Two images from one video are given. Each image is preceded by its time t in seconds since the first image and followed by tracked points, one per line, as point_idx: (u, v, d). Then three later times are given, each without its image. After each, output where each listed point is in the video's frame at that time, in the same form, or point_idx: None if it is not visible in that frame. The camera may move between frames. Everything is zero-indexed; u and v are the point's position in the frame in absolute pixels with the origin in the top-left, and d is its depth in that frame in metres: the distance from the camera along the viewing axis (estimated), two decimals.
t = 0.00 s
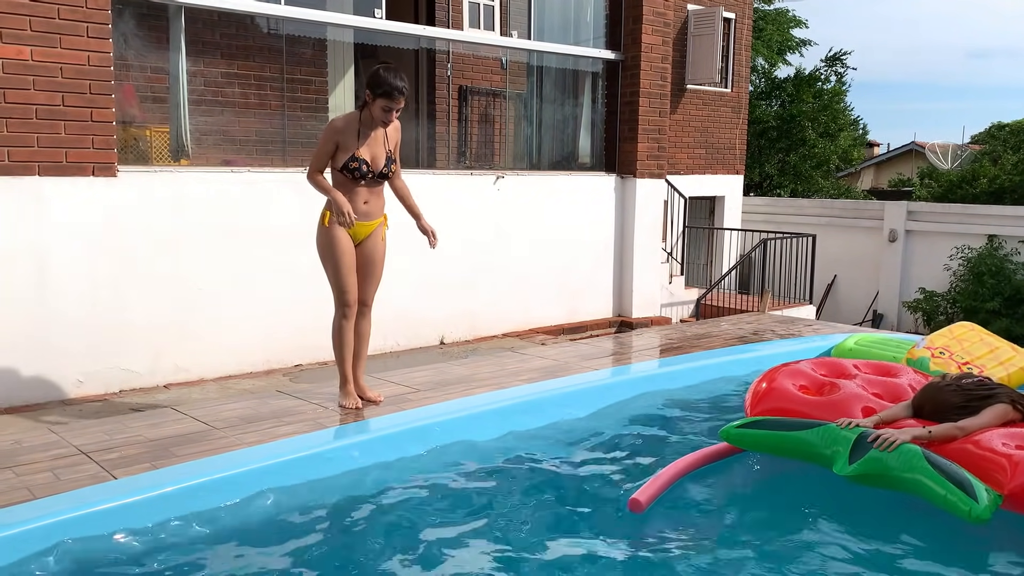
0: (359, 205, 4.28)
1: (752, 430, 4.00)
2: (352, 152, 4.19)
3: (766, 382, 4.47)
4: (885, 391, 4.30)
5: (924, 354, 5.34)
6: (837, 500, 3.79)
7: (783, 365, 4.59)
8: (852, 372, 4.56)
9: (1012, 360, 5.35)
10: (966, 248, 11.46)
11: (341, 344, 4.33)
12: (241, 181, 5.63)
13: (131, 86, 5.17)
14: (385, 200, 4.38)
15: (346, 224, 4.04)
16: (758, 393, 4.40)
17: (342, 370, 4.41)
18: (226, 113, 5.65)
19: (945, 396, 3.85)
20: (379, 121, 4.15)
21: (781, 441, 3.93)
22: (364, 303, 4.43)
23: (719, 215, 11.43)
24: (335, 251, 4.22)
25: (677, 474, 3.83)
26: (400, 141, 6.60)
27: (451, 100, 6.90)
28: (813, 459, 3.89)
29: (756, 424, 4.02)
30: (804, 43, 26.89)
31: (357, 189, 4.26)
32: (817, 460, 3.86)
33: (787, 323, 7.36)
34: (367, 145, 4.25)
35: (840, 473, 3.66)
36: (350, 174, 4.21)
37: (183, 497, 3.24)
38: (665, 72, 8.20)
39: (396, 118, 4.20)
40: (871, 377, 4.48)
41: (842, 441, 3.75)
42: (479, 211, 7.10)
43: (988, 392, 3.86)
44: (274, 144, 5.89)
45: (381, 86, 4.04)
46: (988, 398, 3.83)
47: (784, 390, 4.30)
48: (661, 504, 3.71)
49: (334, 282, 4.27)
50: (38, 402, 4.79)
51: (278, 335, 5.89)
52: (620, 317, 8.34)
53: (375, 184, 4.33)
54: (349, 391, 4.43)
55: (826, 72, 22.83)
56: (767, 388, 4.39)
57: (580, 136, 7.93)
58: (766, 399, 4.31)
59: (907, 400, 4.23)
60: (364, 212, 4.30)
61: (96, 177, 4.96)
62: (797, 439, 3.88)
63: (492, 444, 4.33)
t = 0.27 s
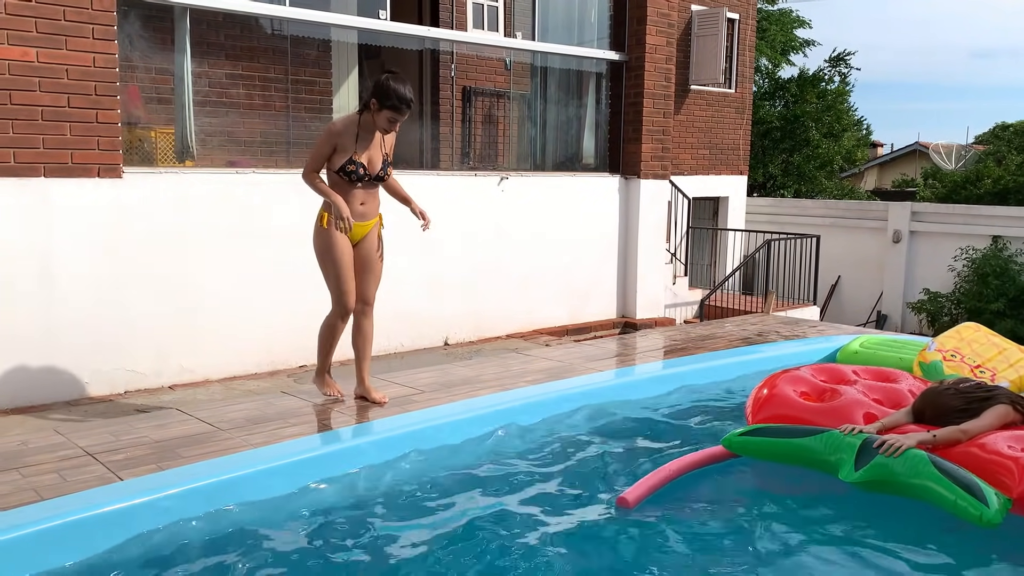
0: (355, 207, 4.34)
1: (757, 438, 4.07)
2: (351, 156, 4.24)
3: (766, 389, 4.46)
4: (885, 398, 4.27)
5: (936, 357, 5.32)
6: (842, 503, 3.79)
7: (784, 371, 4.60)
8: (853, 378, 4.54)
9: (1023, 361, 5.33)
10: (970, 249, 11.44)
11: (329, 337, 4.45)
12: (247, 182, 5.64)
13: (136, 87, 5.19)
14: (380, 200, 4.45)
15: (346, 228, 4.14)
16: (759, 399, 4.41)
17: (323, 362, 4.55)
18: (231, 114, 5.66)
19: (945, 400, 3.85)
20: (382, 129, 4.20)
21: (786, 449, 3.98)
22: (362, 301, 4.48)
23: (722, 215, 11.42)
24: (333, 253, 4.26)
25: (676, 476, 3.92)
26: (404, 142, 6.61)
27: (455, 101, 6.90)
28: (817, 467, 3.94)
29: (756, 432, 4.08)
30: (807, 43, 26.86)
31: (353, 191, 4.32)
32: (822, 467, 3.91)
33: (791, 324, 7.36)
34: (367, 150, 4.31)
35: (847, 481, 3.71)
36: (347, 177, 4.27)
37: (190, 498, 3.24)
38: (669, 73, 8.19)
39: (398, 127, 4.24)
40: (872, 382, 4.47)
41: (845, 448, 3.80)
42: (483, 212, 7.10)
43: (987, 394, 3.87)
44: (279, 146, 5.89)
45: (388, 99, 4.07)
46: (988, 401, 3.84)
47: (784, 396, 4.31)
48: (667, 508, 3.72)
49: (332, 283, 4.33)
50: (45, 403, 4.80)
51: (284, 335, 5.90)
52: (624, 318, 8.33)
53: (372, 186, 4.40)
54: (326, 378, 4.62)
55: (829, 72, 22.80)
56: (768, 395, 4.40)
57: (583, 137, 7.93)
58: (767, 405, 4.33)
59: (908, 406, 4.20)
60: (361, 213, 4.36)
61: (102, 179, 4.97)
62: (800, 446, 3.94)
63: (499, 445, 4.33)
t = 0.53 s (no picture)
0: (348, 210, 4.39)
1: (750, 438, 4.03)
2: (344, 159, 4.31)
3: (765, 390, 4.46)
4: (885, 399, 4.26)
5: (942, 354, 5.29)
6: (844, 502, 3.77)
7: (784, 372, 4.59)
8: (854, 379, 4.54)
9: None
10: (976, 250, 11.41)
11: (325, 339, 4.47)
12: (252, 183, 5.65)
13: (142, 87, 5.19)
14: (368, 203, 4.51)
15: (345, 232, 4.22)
16: (757, 400, 4.40)
17: (323, 364, 4.58)
18: (237, 115, 5.67)
19: (942, 401, 3.85)
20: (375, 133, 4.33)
21: (779, 449, 3.94)
22: (356, 299, 4.51)
23: (727, 215, 11.41)
24: (321, 253, 4.34)
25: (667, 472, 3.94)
26: (409, 143, 6.62)
27: (460, 101, 6.90)
28: (810, 467, 3.90)
29: (751, 432, 4.05)
30: (812, 43, 26.82)
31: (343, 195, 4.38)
32: (814, 467, 3.86)
33: (796, 325, 7.34)
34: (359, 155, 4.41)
35: (835, 480, 3.68)
36: (340, 181, 4.34)
37: (194, 498, 3.24)
38: (675, 73, 8.19)
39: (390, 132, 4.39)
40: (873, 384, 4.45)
41: (837, 447, 3.77)
42: (488, 213, 7.10)
43: (985, 396, 3.86)
44: (284, 146, 5.90)
45: (385, 104, 4.21)
46: (984, 403, 3.82)
47: (784, 398, 4.30)
48: (670, 507, 3.71)
49: (321, 283, 4.39)
50: (51, 403, 4.81)
51: (289, 335, 5.91)
52: (628, 318, 8.33)
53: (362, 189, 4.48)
54: (330, 382, 4.65)
55: (834, 72, 22.77)
56: (767, 395, 4.39)
57: (589, 137, 7.93)
58: (765, 407, 4.31)
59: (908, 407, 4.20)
60: (352, 216, 4.42)
61: (108, 179, 4.98)
62: (793, 445, 3.90)
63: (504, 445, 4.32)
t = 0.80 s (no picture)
0: (344, 208, 4.43)
1: (747, 434, 4.05)
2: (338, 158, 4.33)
3: (767, 388, 4.46)
4: (887, 398, 4.25)
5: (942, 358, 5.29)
6: (848, 501, 3.76)
7: (788, 371, 4.59)
8: (858, 377, 4.52)
9: None
10: (983, 250, 11.38)
11: (326, 338, 4.47)
12: (259, 183, 5.66)
13: (149, 88, 5.21)
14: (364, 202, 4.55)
15: (334, 231, 4.19)
16: (759, 397, 4.41)
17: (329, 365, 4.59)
18: (244, 115, 5.68)
19: (943, 403, 3.82)
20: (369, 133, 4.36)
21: (776, 446, 3.96)
22: (348, 298, 4.57)
23: (733, 215, 11.40)
24: (319, 251, 4.35)
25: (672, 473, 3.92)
26: (415, 143, 6.62)
27: (466, 102, 6.90)
28: (805, 465, 3.93)
29: (750, 428, 4.07)
30: (818, 43, 26.77)
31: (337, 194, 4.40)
32: (808, 465, 3.90)
33: (802, 325, 7.33)
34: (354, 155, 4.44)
35: (825, 478, 3.71)
36: (336, 180, 4.36)
37: (201, 499, 3.25)
38: (681, 73, 8.19)
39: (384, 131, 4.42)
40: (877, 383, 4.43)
41: (832, 445, 3.80)
42: (494, 213, 7.10)
43: (987, 400, 3.85)
44: (290, 147, 5.91)
45: (379, 104, 4.24)
46: (985, 406, 3.81)
47: (784, 396, 4.30)
48: (676, 509, 3.71)
49: (319, 281, 4.40)
50: (59, 403, 4.83)
51: (296, 335, 5.92)
52: (634, 319, 8.33)
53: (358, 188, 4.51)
54: (336, 383, 4.65)
55: (840, 72, 22.72)
56: (768, 393, 4.39)
57: (595, 138, 7.93)
58: (766, 404, 4.32)
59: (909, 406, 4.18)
60: (350, 215, 4.46)
61: (116, 180, 4.99)
62: (788, 443, 3.92)
63: (511, 445, 4.32)
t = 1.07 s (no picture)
0: (345, 209, 4.46)
1: (750, 434, 4.06)
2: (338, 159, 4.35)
3: (772, 386, 4.45)
4: (893, 398, 4.24)
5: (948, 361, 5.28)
6: (855, 502, 3.75)
7: (794, 369, 4.58)
8: (865, 376, 4.51)
9: None
10: (990, 251, 11.34)
11: (332, 338, 4.48)
12: (266, 183, 5.67)
13: (157, 89, 5.20)
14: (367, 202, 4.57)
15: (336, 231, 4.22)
16: (764, 396, 4.40)
17: (335, 365, 4.61)
18: (252, 116, 5.69)
19: (947, 404, 3.81)
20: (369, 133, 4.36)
21: (777, 446, 3.96)
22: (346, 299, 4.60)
23: (739, 216, 11.38)
24: (322, 252, 4.37)
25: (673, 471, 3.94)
26: (422, 144, 6.63)
27: (473, 102, 6.91)
28: (807, 465, 3.91)
29: (752, 429, 4.07)
30: (825, 43, 26.71)
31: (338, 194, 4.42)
32: (809, 464, 3.87)
33: (810, 326, 7.31)
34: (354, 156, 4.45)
35: (829, 479, 3.68)
36: (336, 180, 4.38)
37: (208, 500, 3.25)
38: (688, 74, 8.18)
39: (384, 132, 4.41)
40: (883, 382, 4.42)
41: (835, 445, 3.77)
42: (501, 213, 7.11)
43: (993, 399, 3.83)
44: (298, 147, 5.92)
45: (377, 105, 4.24)
46: (991, 406, 3.79)
47: (790, 396, 4.29)
48: (682, 510, 3.70)
49: (323, 281, 4.41)
50: (68, 404, 4.85)
51: (303, 336, 5.93)
52: (641, 319, 8.32)
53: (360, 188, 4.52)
54: (343, 382, 4.65)
55: (846, 73, 22.67)
56: (774, 392, 4.38)
57: (601, 138, 7.93)
58: (770, 403, 4.32)
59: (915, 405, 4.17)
60: (352, 216, 4.49)
61: (124, 180, 5.01)
62: (789, 443, 3.92)
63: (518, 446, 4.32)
